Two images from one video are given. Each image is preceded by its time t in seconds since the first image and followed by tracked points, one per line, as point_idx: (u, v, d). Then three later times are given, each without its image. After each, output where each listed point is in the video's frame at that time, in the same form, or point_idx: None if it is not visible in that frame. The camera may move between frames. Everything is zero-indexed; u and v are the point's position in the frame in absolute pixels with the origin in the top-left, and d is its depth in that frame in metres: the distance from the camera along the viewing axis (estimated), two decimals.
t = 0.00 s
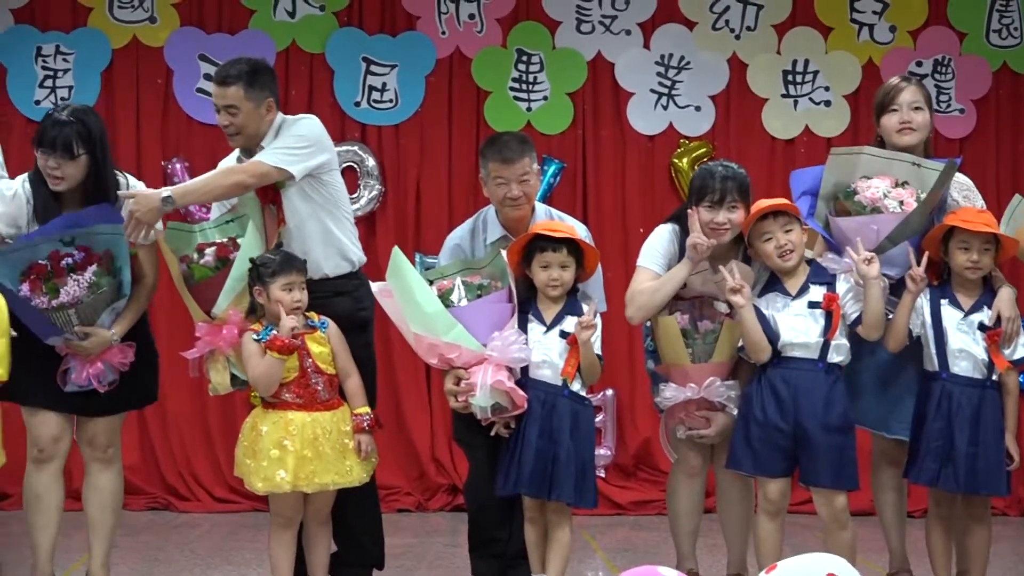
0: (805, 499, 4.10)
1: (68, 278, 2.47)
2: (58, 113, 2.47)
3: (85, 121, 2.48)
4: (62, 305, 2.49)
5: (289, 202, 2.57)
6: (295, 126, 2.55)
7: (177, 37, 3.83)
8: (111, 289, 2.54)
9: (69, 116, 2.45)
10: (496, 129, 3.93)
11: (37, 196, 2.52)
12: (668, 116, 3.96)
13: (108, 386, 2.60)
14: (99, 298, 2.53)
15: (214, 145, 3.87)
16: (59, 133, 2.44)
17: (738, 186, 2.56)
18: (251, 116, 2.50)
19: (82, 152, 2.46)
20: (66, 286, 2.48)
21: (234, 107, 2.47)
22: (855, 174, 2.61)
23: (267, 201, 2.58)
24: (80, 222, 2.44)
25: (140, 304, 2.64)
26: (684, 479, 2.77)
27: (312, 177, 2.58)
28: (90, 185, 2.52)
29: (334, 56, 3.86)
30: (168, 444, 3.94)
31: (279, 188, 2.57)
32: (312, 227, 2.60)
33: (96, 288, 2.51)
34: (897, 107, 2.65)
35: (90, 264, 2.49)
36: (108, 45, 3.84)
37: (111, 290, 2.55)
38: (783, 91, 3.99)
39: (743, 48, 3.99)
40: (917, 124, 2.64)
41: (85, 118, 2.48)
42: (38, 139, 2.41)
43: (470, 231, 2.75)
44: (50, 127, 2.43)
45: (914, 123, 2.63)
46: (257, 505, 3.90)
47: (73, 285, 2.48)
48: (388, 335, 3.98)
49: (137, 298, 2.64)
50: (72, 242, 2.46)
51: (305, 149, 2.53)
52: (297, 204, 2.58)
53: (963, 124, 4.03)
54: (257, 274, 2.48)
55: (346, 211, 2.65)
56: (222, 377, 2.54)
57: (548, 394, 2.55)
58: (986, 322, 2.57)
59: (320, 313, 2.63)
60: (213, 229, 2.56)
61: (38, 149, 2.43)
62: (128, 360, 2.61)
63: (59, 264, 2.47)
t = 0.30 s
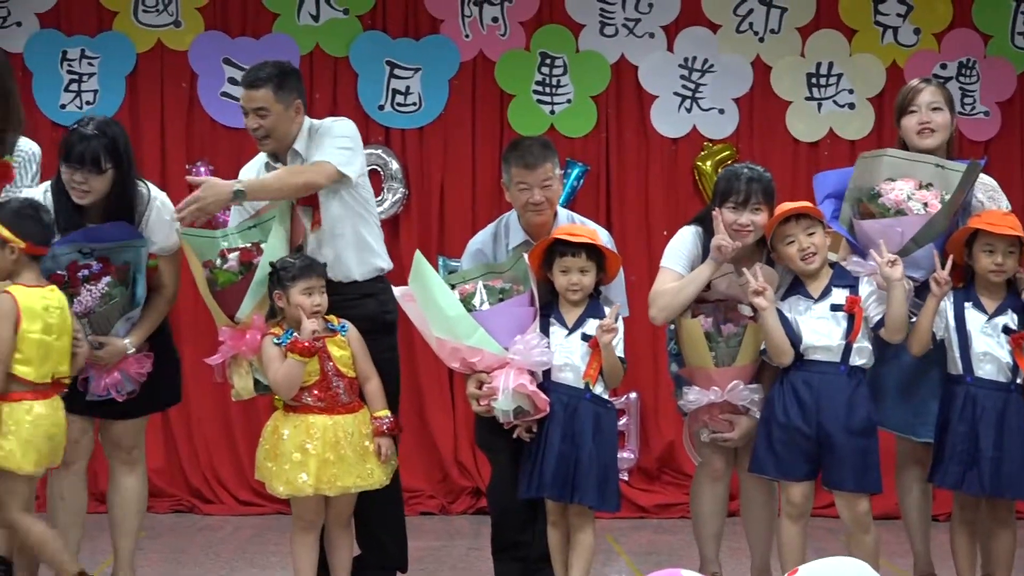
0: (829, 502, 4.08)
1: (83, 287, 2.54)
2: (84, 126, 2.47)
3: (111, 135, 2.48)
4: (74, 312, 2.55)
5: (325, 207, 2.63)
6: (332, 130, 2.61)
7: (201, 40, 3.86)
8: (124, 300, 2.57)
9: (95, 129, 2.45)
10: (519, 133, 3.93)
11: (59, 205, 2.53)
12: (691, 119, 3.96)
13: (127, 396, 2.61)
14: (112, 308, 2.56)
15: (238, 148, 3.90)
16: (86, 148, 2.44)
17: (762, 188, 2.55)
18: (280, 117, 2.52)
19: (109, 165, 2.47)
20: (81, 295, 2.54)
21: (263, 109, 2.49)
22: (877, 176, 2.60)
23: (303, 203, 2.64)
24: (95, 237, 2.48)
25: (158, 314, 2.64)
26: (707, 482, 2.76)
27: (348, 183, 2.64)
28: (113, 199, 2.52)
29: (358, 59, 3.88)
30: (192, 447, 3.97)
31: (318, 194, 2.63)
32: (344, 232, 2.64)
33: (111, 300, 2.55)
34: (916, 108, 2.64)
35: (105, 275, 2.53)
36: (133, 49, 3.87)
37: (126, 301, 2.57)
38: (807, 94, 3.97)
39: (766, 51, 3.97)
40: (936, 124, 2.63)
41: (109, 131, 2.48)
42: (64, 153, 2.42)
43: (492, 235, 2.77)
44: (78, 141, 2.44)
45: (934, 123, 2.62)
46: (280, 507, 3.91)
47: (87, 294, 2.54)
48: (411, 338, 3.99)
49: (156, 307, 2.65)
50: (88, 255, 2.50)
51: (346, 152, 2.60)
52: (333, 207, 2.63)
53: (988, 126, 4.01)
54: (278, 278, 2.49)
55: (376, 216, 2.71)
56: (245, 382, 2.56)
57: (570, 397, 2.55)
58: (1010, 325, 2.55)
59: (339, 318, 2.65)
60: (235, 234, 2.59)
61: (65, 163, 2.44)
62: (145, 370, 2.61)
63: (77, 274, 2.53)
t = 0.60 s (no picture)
0: (848, 501, 4.06)
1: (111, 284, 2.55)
2: (120, 127, 2.49)
3: (146, 135, 2.51)
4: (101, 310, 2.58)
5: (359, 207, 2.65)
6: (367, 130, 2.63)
7: (220, 41, 3.88)
8: (149, 298, 2.60)
9: (133, 131, 2.48)
10: (538, 133, 3.94)
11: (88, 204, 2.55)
12: (710, 118, 3.95)
13: (151, 395, 2.63)
14: (138, 305, 2.58)
15: (256, 148, 3.91)
16: (127, 149, 2.46)
17: (781, 187, 2.53)
18: (307, 109, 2.54)
19: (147, 167, 2.51)
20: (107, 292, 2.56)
21: (291, 99, 2.50)
22: (896, 177, 2.60)
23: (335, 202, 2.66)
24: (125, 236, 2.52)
25: (185, 314, 2.67)
26: (727, 482, 2.75)
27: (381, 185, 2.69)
28: (147, 198, 2.57)
29: (377, 59, 3.89)
30: (212, 446, 3.99)
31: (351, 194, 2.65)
32: (372, 230, 2.67)
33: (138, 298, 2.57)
34: (927, 107, 2.64)
35: (132, 272, 2.55)
36: (151, 49, 3.90)
37: (151, 300, 2.61)
38: (826, 92, 3.96)
39: (785, 50, 3.96)
40: (947, 123, 2.62)
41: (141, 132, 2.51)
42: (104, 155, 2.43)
43: (511, 235, 2.78)
44: (119, 145, 2.45)
45: (944, 122, 2.61)
46: (299, 506, 3.93)
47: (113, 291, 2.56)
48: (430, 337, 4.00)
49: (182, 306, 2.67)
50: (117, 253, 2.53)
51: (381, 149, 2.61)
52: (364, 208, 2.66)
53: (1008, 125, 3.98)
54: (295, 278, 2.51)
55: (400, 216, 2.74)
56: (260, 379, 2.57)
57: (588, 396, 2.55)
58: None
59: (356, 317, 2.66)
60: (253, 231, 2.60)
61: (107, 167, 2.45)
62: (168, 369, 2.63)
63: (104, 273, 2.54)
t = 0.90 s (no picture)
0: (863, 501, 4.05)
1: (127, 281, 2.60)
2: (143, 127, 2.48)
3: (169, 136, 2.50)
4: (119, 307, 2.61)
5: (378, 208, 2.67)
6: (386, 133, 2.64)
7: (234, 42, 3.89)
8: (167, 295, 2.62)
9: (156, 132, 2.47)
10: (553, 133, 3.93)
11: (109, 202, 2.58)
12: (724, 118, 3.94)
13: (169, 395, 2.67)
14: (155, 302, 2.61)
15: (271, 148, 3.92)
16: (148, 150, 2.46)
17: (797, 186, 2.53)
18: (322, 108, 2.54)
19: (168, 167, 2.52)
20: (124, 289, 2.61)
21: (307, 98, 2.51)
22: (910, 179, 2.60)
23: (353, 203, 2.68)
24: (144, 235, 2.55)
25: (205, 314, 2.68)
26: (742, 481, 2.75)
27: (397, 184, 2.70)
28: (171, 198, 2.57)
29: (391, 59, 3.89)
30: (227, 446, 4.00)
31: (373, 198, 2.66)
32: (388, 227, 2.70)
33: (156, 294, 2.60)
34: (933, 111, 2.65)
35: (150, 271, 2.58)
36: (166, 50, 3.91)
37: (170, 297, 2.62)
38: (841, 92, 3.94)
39: (800, 49, 3.95)
40: (952, 126, 2.61)
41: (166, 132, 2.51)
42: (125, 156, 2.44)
43: (524, 236, 2.80)
44: (140, 144, 2.45)
45: (950, 126, 2.61)
46: (313, 506, 3.94)
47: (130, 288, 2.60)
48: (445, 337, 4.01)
49: (202, 306, 2.69)
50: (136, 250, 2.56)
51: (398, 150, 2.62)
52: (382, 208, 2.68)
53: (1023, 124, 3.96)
54: (310, 276, 2.53)
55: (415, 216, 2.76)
56: (277, 379, 2.59)
57: (602, 397, 2.55)
58: None
59: (370, 318, 2.67)
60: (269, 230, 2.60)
61: (128, 166, 2.46)
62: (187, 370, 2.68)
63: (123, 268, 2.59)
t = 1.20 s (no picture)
0: (872, 503, 4.04)
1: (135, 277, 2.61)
2: (151, 126, 2.51)
3: (176, 135, 2.51)
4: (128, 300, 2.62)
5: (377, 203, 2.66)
6: (386, 129, 2.65)
7: (244, 44, 3.89)
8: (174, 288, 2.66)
9: (163, 131, 2.48)
10: (563, 134, 3.93)
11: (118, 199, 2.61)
12: (734, 118, 3.93)
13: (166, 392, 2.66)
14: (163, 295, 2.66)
15: (281, 150, 3.92)
16: (155, 149, 2.49)
17: (810, 183, 2.51)
18: (335, 113, 2.55)
19: (175, 167, 2.53)
20: (132, 284, 2.62)
21: (319, 103, 2.51)
22: (919, 179, 2.61)
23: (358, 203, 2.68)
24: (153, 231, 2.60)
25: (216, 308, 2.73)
26: (752, 483, 2.75)
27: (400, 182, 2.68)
28: (180, 196, 2.58)
29: (401, 60, 3.89)
30: (237, 447, 4.02)
31: (371, 194, 2.66)
32: (393, 232, 2.67)
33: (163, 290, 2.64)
34: (937, 113, 2.65)
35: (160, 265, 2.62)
36: (176, 51, 3.91)
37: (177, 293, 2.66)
38: (851, 93, 3.94)
39: (810, 50, 3.94)
40: (954, 129, 2.62)
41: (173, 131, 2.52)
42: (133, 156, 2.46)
43: (532, 238, 2.80)
44: (147, 144, 2.48)
45: (952, 128, 2.62)
46: (323, 507, 3.94)
47: (138, 283, 2.62)
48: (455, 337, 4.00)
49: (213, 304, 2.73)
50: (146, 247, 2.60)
51: (400, 152, 2.65)
52: (388, 208, 2.66)
53: None
54: (322, 275, 2.54)
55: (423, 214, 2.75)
56: (292, 383, 2.59)
57: (612, 398, 2.56)
58: None
59: (382, 319, 2.68)
60: (279, 234, 2.61)
61: (135, 165, 2.49)
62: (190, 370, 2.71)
63: (130, 264, 2.62)
